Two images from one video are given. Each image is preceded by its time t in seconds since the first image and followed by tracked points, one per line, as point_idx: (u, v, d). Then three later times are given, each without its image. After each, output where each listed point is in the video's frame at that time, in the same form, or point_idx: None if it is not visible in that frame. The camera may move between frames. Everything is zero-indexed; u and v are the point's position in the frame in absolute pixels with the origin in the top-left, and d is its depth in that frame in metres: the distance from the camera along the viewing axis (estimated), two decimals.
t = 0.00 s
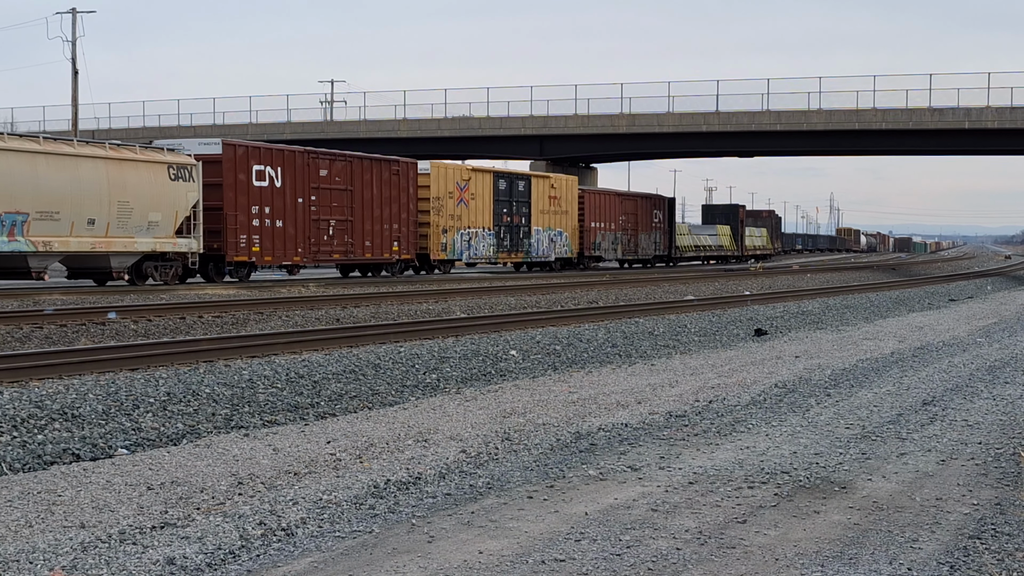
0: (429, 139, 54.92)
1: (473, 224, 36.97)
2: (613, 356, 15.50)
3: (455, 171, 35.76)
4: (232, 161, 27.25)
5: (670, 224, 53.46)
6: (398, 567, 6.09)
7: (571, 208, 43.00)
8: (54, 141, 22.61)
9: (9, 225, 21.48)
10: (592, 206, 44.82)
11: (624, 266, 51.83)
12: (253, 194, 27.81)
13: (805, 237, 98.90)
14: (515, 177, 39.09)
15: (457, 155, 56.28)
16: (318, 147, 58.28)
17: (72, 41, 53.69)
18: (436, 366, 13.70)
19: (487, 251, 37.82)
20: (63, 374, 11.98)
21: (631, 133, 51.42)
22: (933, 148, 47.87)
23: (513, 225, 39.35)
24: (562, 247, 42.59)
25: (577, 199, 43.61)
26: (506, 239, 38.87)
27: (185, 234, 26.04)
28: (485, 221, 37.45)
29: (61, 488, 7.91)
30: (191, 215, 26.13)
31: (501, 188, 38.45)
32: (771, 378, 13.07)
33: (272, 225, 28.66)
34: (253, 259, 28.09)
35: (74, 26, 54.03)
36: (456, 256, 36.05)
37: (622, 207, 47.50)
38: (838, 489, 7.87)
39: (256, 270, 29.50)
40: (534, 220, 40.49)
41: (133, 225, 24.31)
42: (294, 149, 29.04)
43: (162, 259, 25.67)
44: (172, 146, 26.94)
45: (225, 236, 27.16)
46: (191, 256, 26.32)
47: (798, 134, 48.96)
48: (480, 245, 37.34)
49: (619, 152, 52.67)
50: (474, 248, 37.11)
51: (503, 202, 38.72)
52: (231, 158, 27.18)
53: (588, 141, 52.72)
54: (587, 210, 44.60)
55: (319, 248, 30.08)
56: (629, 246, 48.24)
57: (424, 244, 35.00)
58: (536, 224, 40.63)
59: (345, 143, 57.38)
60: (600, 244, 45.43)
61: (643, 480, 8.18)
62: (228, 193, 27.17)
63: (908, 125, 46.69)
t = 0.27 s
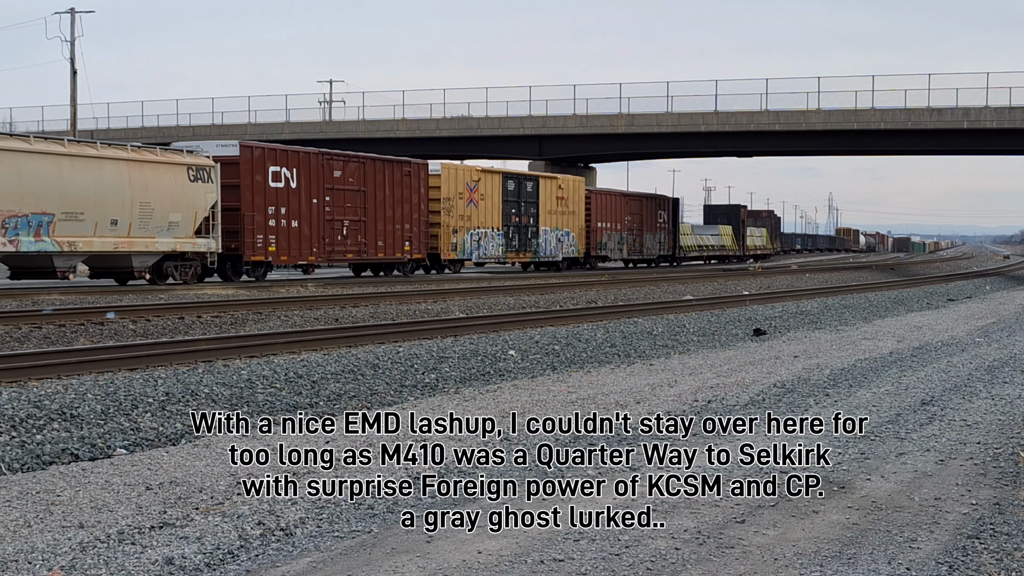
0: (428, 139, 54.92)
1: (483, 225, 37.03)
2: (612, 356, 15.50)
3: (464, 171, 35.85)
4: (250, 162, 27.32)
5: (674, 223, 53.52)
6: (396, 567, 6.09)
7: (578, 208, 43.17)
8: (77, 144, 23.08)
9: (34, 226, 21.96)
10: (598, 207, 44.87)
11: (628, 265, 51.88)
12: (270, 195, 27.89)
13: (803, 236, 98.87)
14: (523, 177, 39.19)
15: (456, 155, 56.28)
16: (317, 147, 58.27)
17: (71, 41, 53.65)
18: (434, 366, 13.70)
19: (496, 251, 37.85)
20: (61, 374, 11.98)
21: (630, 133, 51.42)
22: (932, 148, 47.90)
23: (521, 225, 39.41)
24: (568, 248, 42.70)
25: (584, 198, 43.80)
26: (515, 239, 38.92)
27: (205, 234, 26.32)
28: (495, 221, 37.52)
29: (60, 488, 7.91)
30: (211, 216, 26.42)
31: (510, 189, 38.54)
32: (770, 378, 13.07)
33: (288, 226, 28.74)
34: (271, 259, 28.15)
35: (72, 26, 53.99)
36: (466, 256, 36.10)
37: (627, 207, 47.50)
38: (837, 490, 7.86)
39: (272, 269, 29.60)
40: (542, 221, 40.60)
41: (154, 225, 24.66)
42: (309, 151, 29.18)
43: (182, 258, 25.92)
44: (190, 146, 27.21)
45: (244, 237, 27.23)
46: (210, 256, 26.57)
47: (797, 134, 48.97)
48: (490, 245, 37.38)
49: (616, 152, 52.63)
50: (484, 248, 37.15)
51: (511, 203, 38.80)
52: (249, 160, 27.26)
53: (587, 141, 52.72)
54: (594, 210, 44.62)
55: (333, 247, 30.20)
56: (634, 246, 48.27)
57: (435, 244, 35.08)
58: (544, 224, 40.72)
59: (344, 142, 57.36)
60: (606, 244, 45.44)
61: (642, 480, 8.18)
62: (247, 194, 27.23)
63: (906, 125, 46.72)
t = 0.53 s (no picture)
0: (427, 139, 54.93)
1: (492, 225, 37.17)
2: (610, 356, 15.51)
3: (472, 172, 36.06)
4: (266, 164, 27.56)
5: (678, 224, 53.58)
6: (395, 567, 6.09)
7: (586, 208, 43.27)
8: (101, 145, 23.19)
9: (61, 226, 22.07)
10: (604, 207, 44.96)
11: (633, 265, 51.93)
12: (286, 196, 28.14)
13: (802, 236, 98.87)
14: (530, 178, 39.36)
15: (456, 155, 56.30)
16: (317, 147, 58.28)
17: (70, 42, 53.67)
18: (433, 366, 13.70)
19: (505, 251, 37.95)
20: (60, 374, 11.98)
21: (629, 133, 51.43)
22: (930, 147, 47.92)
23: (529, 225, 39.53)
24: (575, 248, 42.79)
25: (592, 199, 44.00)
26: (523, 239, 39.03)
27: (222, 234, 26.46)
28: (503, 222, 37.65)
29: (58, 488, 7.91)
30: (229, 216, 26.58)
31: (518, 190, 38.70)
32: (768, 378, 13.07)
33: (303, 227, 28.98)
34: (286, 259, 28.37)
35: (71, 26, 54.00)
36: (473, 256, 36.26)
37: (632, 207, 47.51)
38: (836, 490, 7.87)
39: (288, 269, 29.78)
40: (550, 221, 40.74)
41: (175, 226, 24.77)
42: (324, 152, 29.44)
43: (201, 258, 26.10)
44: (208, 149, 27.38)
45: (260, 237, 27.47)
46: (227, 256, 26.72)
47: (796, 134, 48.99)
48: (498, 245, 37.49)
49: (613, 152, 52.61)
50: (492, 248, 37.27)
51: (520, 203, 38.95)
52: (265, 161, 27.51)
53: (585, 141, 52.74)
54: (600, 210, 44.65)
55: (347, 247, 30.42)
56: (639, 246, 48.31)
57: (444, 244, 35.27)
58: (552, 224, 40.86)
59: (343, 142, 57.36)
60: (612, 243, 45.46)
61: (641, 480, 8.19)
62: (263, 195, 27.47)
63: (905, 124, 46.73)
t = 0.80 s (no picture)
0: (426, 139, 54.95)
1: (501, 225, 37.21)
2: (609, 356, 15.51)
3: (481, 173, 36.13)
4: (282, 165, 27.94)
5: (682, 224, 53.60)
6: (394, 567, 6.08)
7: (592, 208, 43.36)
8: (123, 148, 23.55)
9: (84, 226, 22.36)
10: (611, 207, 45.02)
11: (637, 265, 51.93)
12: (301, 197, 28.50)
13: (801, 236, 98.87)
14: (538, 179, 39.46)
15: (455, 155, 56.33)
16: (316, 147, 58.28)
17: (68, 42, 53.65)
18: (432, 366, 13.70)
19: (514, 251, 37.96)
20: (59, 374, 11.98)
21: (628, 133, 51.44)
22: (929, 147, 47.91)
23: (538, 226, 39.56)
24: (582, 248, 42.89)
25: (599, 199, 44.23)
26: (531, 239, 39.07)
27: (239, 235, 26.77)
28: (512, 222, 37.70)
29: (57, 488, 7.91)
30: (246, 217, 26.89)
31: (526, 190, 38.77)
32: (767, 378, 13.08)
33: (318, 227, 29.31)
34: (301, 259, 28.68)
35: (70, 26, 53.96)
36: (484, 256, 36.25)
37: (637, 208, 47.52)
38: (835, 489, 7.87)
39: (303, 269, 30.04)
40: (558, 221, 40.86)
41: (194, 227, 25.09)
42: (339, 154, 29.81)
43: (220, 258, 26.38)
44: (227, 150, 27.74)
45: (276, 237, 27.81)
46: (245, 256, 26.98)
47: (795, 134, 49.00)
48: (507, 245, 37.50)
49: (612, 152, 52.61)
50: (502, 248, 37.28)
51: (528, 204, 39.01)
52: (281, 163, 27.89)
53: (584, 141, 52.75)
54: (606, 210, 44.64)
55: (360, 248, 30.73)
56: (644, 246, 48.32)
57: (455, 244, 35.37)
58: (560, 225, 40.98)
59: (342, 142, 57.36)
60: (618, 244, 45.47)
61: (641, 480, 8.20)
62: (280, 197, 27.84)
63: (904, 124, 46.73)
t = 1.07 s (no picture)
0: (426, 139, 54.94)
1: (510, 225, 37.18)
2: (608, 356, 15.51)
3: (491, 173, 36.12)
4: (299, 167, 28.04)
5: (685, 224, 53.61)
6: (393, 567, 6.08)
7: (598, 208, 43.40)
8: (145, 150, 23.97)
9: (109, 227, 22.84)
10: (617, 207, 45.03)
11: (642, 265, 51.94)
12: (317, 198, 28.59)
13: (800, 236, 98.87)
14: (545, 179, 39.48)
15: (455, 155, 56.33)
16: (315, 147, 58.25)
17: (67, 41, 53.60)
18: (431, 366, 13.70)
19: (522, 251, 37.93)
20: (58, 374, 11.97)
21: (627, 133, 51.44)
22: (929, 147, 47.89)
23: (546, 226, 39.56)
24: (589, 248, 42.94)
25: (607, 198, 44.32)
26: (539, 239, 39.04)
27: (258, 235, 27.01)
28: (521, 222, 37.69)
29: (56, 488, 7.91)
30: (265, 217, 27.13)
31: (534, 191, 38.77)
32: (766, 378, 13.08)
33: (332, 228, 29.38)
34: (316, 259, 28.74)
35: (68, 26, 53.92)
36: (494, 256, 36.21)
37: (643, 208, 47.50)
38: (834, 489, 7.87)
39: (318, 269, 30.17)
40: (566, 222, 40.91)
41: (214, 227, 25.38)
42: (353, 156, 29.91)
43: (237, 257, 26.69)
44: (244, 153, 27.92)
45: (293, 237, 27.88)
46: (262, 256, 27.20)
47: (794, 134, 48.99)
48: (516, 244, 37.48)
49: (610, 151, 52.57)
50: (511, 248, 37.25)
51: (535, 204, 39.00)
52: (298, 165, 27.98)
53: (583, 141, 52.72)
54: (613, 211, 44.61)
55: (374, 248, 30.79)
56: (649, 246, 48.33)
57: (465, 244, 35.33)
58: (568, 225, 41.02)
59: (342, 142, 57.35)
60: (624, 244, 45.47)
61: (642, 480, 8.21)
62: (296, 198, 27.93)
63: (903, 124, 46.72)
